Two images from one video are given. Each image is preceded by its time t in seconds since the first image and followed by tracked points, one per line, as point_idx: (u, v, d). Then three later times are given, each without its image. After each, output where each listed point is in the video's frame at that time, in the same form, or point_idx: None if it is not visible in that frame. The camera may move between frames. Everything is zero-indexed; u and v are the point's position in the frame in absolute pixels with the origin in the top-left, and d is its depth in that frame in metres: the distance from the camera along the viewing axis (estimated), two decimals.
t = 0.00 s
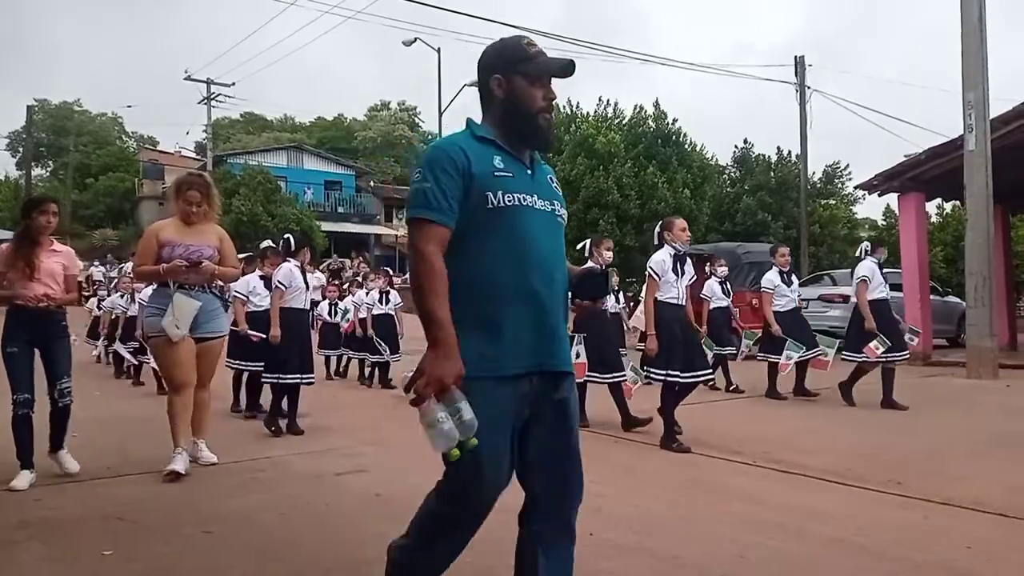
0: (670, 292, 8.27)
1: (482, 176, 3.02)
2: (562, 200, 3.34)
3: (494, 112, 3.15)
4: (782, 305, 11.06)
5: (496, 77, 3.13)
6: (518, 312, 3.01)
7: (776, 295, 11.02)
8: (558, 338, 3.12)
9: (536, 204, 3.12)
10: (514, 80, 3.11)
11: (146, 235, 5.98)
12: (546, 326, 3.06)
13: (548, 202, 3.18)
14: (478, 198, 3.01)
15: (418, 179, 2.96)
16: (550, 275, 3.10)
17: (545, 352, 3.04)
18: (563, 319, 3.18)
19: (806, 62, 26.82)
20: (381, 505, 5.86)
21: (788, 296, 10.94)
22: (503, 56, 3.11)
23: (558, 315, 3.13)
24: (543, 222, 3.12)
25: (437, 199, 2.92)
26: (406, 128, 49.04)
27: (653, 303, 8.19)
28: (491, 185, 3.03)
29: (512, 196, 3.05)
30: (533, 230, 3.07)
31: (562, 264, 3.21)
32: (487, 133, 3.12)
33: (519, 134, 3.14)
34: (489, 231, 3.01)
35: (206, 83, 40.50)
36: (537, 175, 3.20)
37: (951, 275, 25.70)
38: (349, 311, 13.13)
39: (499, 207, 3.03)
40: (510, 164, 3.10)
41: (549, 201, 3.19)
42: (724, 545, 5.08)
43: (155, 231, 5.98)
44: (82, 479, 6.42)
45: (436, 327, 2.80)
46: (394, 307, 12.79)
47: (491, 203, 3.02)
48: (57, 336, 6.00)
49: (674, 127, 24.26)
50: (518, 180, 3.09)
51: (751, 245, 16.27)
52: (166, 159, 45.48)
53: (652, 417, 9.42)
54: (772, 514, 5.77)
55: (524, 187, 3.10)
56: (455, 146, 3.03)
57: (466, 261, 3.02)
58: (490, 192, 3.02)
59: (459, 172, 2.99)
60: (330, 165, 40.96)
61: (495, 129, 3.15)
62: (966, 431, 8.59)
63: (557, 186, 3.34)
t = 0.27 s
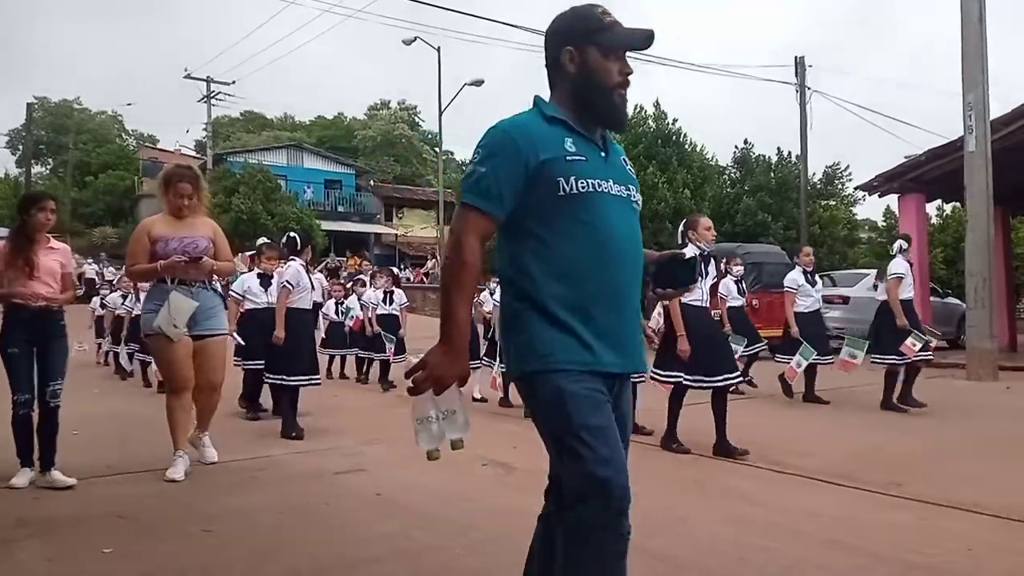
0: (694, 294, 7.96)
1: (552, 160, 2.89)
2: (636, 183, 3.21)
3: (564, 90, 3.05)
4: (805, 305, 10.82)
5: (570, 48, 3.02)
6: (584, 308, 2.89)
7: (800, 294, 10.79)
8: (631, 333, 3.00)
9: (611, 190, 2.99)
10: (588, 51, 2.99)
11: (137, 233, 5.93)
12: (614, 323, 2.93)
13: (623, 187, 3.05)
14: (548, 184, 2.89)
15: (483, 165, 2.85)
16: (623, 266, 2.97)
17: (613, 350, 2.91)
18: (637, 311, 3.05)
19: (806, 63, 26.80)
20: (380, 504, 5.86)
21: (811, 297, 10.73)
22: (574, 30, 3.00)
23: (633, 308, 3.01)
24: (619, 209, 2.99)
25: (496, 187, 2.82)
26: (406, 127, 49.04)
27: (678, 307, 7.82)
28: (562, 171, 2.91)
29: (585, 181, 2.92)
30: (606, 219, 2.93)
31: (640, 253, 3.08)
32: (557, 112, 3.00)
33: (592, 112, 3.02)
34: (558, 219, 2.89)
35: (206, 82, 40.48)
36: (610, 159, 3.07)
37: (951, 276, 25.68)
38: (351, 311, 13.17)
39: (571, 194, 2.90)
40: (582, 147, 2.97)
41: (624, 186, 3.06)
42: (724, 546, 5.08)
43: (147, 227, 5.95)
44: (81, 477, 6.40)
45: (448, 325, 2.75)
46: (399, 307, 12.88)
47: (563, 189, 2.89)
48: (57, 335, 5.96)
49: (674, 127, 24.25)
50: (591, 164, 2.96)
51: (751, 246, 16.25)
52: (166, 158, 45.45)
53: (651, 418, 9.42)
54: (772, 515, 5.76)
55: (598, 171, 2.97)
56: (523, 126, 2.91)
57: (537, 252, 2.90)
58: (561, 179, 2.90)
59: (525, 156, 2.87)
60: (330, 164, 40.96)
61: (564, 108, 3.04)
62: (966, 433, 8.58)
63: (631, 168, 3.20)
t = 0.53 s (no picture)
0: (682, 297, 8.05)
1: (638, 157, 2.76)
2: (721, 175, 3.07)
3: (645, 75, 2.91)
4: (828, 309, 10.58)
5: (647, 27, 2.88)
6: (679, 314, 2.76)
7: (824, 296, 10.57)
8: (728, 336, 2.86)
9: (700, 186, 2.85)
10: (668, 29, 2.86)
11: (136, 229, 5.96)
12: (710, 329, 2.81)
13: (711, 181, 2.91)
14: (635, 183, 2.75)
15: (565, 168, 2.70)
16: (716, 268, 2.83)
17: (708, 359, 2.79)
18: (734, 313, 2.91)
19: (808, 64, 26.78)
20: (381, 503, 5.87)
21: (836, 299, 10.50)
22: (651, 10, 2.86)
23: (729, 309, 2.87)
24: (709, 206, 2.85)
25: (582, 190, 2.68)
26: (408, 126, 49.06)
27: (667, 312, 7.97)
28: (649, 170, 2.77)
29: (672, 178, 2.79)
30: (697, 217, 2.80)
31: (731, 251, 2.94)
32: (635, 102, 2.86)
33: (675, 98, 2.89)
34: (646, 219, 2.76)
35: (208, 81, 40.50)
36: (693, 150, 2.94)
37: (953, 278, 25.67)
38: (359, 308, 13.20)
39: (660, 193, 2.76)
40: (667, 142, 2.84)
41: (712, 180, 2.92)
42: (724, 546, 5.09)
43: (146, 223, 5.97)
44: (83, 475, 6.42)
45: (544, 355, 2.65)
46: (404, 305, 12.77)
47: (651, 187, 2.76)
48: (65, 334, 5.95)
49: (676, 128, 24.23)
50: (677, 158, 2.83)
51: (753, 247, 16.26)
52: (167, 156, 45.48)
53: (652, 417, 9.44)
54: (772, 515, 5.77)
55: (685, 166, 2.83)
56: (605, 123, 2.77)
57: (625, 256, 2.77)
58: (649, 177, 2.76)
59: (609, 155, 2.73)
60: (332, 163, 40.99)
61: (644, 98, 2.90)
62: (967, 434, 8.59)
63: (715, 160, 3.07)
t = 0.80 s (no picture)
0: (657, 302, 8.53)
1: (739, 123, 2.23)
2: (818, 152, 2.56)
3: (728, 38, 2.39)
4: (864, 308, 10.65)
5: None
6: (799, 311, 2.23)
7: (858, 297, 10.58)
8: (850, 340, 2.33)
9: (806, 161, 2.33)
10: None
11: (148, 233, 6.00)
12: (833, 326, 2.27)
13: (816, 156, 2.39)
14: (737, 155, 2.22)
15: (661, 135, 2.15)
16: (833, 258, 2.31)
17: (832, 363, 2.25)
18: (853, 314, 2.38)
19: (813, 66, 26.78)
20: (385, 506, 5.88)
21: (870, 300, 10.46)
22: None
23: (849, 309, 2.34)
24: (819, 185, 2.34)
25: (685, 158, 2.12)
26: (414, 130, 49.18)
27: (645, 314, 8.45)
28: (752, 140, 2.24)
29: (778, 148, 2.26)
30: (805, 195, 2.28)
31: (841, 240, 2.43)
32: (725, 63, 2.33)
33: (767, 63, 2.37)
34: (755, 198, 2.22)
35: (215, 85, 40.65)
36: (795, 120, 2.40)
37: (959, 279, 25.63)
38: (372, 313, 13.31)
39: (766, 167, 2.23)
40: (766, 107, 2.32)
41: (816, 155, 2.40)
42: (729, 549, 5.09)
43: (158, 227, 6.00)
44: (89, 478, 6.44)
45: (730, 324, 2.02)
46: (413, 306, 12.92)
47: (754, 159, 2.22)
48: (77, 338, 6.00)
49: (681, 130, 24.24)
50: (779, 126, 2.30)
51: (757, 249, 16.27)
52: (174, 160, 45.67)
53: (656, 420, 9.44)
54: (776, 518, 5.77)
55: (791, 136, 2.31)
56: (697, 84, 2.24)
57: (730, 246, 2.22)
58: (752, 147, 2.23)
59: (705, 120, 2.19)
60: (338, 167, 41.12)
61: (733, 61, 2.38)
62: (972, 436, 8.57)
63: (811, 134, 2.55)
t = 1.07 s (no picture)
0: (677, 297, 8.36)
1: (876, 104, 2.07)
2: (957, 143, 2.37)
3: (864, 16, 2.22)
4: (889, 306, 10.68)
5: None
6: (932, 312, 2.06)
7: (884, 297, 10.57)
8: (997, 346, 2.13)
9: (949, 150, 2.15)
10: None
11: (158, 223, 6.01)
12: (976, 331, 2.08)
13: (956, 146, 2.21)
14: (874, 139, 2.05)
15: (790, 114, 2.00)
16: (976, 255, 2.11)
17: (975, 370, 2.06)
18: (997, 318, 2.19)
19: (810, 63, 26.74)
20: (383, 502, 5.86)
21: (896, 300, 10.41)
22: None
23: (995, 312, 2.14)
24: (961, 177, 2.15)
25: (815, 137, 1.98)
26: (411, 126, 49.10)
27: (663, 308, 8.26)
28: (891, 123, 2.07)
29: (921, 135, 2.08)
30: (950, 187, 2.10)
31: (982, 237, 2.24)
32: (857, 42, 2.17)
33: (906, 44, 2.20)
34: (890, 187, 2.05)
35: (211, 81, 40.59)
36: (934, 107, 2.23)
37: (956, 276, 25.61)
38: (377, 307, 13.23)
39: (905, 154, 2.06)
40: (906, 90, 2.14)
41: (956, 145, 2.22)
42: (726, 545, 5.09)
43: (168, 218, 5.99)
44: (84, 475, 6.43)
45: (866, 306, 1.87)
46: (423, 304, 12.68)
47: (892, 145, 2.06)
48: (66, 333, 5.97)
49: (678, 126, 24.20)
50: (919, 111, 2.13)
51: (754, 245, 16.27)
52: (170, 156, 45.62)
53: (653, 416, 9.44)
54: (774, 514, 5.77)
55: (932, 122, 2.13)
56: (829, 62, 2.08)
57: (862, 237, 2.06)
58: (891, 131, 2.06)
59: (839, 100, 2.04)
60: (335, 163, 41.07)
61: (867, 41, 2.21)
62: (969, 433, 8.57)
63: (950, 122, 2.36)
